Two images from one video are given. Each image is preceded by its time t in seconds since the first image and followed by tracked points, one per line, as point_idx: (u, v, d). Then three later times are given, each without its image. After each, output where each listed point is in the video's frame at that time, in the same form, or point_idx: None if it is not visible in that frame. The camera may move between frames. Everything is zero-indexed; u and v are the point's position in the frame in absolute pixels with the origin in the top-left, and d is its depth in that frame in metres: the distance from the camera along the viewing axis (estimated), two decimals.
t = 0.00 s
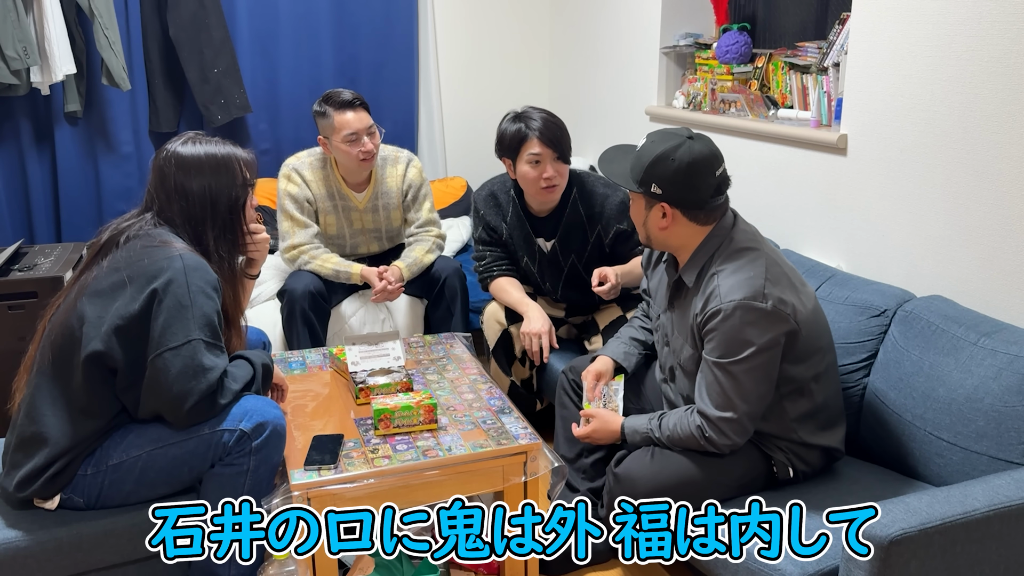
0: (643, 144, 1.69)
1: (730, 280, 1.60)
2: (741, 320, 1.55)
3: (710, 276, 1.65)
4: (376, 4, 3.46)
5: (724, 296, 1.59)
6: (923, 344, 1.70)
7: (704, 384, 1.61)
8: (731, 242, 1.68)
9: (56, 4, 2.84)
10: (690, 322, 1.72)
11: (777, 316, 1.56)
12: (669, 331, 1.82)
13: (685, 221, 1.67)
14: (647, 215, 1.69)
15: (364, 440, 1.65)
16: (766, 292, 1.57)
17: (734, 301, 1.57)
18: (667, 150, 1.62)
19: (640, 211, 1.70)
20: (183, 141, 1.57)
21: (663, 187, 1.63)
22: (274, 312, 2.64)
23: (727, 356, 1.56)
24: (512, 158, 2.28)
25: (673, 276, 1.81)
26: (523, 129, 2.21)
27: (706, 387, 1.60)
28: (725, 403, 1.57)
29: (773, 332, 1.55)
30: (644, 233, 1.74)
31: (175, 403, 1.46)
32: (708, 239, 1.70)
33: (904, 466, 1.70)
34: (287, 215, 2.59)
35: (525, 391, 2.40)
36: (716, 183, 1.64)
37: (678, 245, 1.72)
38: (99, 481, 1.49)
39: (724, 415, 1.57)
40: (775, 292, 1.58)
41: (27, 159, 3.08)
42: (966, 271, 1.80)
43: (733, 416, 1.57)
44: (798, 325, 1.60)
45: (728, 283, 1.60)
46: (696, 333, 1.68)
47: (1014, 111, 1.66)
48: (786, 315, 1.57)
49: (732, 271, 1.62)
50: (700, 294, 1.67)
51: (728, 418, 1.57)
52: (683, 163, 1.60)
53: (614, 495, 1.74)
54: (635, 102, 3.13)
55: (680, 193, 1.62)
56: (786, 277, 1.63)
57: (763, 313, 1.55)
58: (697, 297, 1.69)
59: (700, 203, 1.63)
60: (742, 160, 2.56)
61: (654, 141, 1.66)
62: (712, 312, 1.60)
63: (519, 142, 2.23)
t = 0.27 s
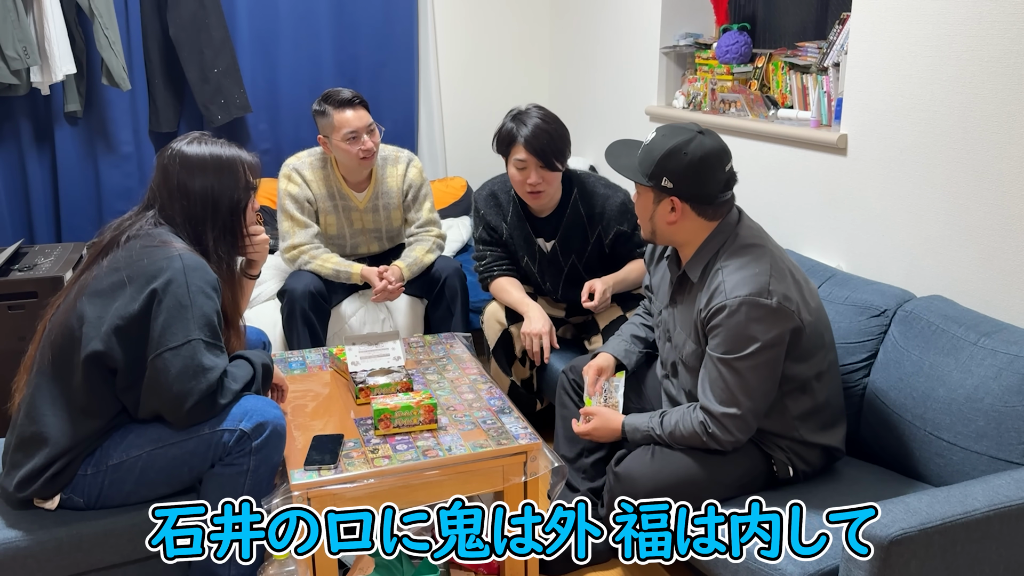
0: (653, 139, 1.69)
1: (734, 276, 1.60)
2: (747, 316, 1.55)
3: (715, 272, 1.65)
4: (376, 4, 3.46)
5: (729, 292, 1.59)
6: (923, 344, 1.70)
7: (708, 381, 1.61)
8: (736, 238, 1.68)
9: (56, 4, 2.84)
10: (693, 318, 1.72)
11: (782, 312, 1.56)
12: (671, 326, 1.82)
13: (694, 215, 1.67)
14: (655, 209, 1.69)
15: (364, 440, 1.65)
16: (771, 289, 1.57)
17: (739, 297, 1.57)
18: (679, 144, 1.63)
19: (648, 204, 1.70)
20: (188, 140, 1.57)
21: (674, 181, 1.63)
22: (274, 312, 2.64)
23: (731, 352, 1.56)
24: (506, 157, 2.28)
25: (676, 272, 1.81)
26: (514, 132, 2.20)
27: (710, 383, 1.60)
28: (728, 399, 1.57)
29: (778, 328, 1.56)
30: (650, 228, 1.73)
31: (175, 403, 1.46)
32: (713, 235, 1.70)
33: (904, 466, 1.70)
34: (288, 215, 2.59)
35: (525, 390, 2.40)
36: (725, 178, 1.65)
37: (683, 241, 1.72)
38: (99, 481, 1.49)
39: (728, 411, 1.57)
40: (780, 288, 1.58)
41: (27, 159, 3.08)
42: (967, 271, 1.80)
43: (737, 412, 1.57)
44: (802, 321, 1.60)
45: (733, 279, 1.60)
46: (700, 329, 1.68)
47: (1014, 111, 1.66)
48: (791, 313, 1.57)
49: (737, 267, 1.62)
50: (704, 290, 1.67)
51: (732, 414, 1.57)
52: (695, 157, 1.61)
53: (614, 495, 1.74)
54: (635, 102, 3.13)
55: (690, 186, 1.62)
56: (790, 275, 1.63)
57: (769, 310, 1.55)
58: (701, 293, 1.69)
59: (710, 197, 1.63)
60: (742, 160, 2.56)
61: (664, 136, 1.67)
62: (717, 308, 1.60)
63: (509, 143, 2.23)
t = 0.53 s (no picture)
0: (654, 141, 1.70)
1: (737, 276, 1.60)
2: (749, 316, 1.56)
3: (717, 271, 1.65)
4: (376, 4, 3.46)
5: (731, 291, 1.59)
6: (923, 344, 1.70)
7: (710, 380, 1.61)
8: (739, 238, 1.68)
9: (56, 4, 2.84)
10: (695, 317, 1.71)
11: (785, 312, 1.56)
12: (672, 326, 1.82)
13: (698, 217, 1.67)
14: (659, 211, 1.68)
15: (364, 440, 1.65)
16: (774, 289, 1.57)
17: (741, 296, 1.57)
18: (683, 146, 1.63)
19: (651, 208, 1.69)
20: (186, 140, 1.57)
21: (679, 182, 1.63)
22: (274, 312, 2.64)
23: (734, 351, 1.57)
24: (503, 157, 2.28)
25: (678, 272, 1.81)
26: (510, 133, 2.21)
27: (713, 382, 1.60)
28: (730, 398, 1.57)
29: (780, 327, 1.56)
30: (653, 230, 1.73)
31: (176, 403, 1.46)
32: (715, 235, 1.70)
33: (904, 466, 1.70)
34: (287, 215, 2.59)
35: (525, 391, 2.40)
36: (728, 180, 1.66)
37: (685, 242, 1.72)
38: (99, 481, 1.49)
39: (730, 410, 1.57)
40: (782, 288, 1.58)
41: (27, 159, 3.08)
42: (966, 271, 1.80)
43: (739, 411, 1.57)
44: (804, 321, 1.60)
45: (735, 279, 1.60)
46: (702, 329, 1.68)
47: (1014, 111, 1.66)
48: (794, 313, 1.57)
49: (739, 267, 1.62)
50: (706, 290, 1.67)
51: (734, 413, 1.57)
52: (700, 158, 1.61)
53: (614, 495, 1.73)
54: (635, 102, 3.13)
55: (695, 188, 1.62)
56: (792, 275, 1.63)
57: (771, 309, 1.56)
58: (704, 293, 1.69)
59: (714, 198, 1.64)
60: (742, 160, 2.56)
61: (667, 138, 1.67)
62: (719, 308, 1.60)
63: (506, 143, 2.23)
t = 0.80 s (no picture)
0: (655, 139, 1.70)
1: (737, 274, 1.60)
2: (748, 314, 1.56)
3: (717, 270, 1.65)
4: (376, 4, 3.46)
5: (731, 289, 1.59)
6: (922, 344, 1.70)
7: (710, 378, 1.61)
8: (739, 236, 1.68)
9: (56, 4, 2.84)
10: (695, 315, 1.71)
11: (784, 310, 1.56)
12: (672, 325, 1.82)
13: (698, 215, 1.67)
14: (658, 209, 1.68)
15: (364, 440, 1.65)
16: (774, 286, 1.57)
17: (741, 294, 1.57)
18: (683, 143, 1.63)
19: (651, 205, 1.69)
20: (185, 140, 1.57)
21: (679, 180, 1.63)
22: (274, 312, 2.64)
23: (733, 349, 1.57)
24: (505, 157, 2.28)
25: (678, 271, 1.81)
26: (515, 129, 2.21)
27: (713, 381, 1.60)
28: (730, 396, 1.57)
29: (780, 325, 1.56)
30: (653, 228, 1.73)
31: (175, 403, 1.46)
32: (715, 234, 1.70)
33: (904, 466, 1.70)
34: (287, 215, 2.59)
35: (525, 391, 2.40)
36: (728, 178, 1.66)
37: (685, 240, 1.72)
38: (99, 481, 1.49)
39: (730, 408, 1.57)
40: (782, 286, 1.58)
41: (27, 159, 3.08)
42: (966, 271, 1.80)
43: (739, 410, 1.57)
44: (803, 319, 1.60)
45: (735, 277, 1.60)
46: (702, 327, 1.68)
47: (1014, 111, 1.66)
48: (794, 311, 1.57)
49: (739, 265, 1.62)
50: (706, 288, 1.67)
51: (734, 411, 1.57)
52: (700, 156, 1.61)
53: (614, 495, 1.73)
54: (635, 102, 3.13)
55: (695, 186, 1.63)
56: (792, 273, 1.63)
57: (771, 307, 1.55)
58: (703, 291, 1.69)
59: (714, 196, 1.64)
60: (742, 160, 2.56)
61: (667, 136, 1.67)
62: (719, 306, 1.60)
63: (512, 142, 2.22)
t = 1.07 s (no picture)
0: (652, 141, 1.70)
1: (736, 274, 1.60)
2: (749, 315, 1.56)
3: (717, 271, 1.65)
4: (376, 4, 3.46)
5: (731, 290, 1.59)
6: (922, 344, 1.70)
7: (710, 379, 1.61)
8: (738, 238, 1.68)
9: (56, 3, 2.84)
10: (695, 316, 1.71)
11: (784, 311, 1.56)
12: (672, 326, 1.82)
13: (697, 216, 1.67)
14: (658, 211, 1.69)
15: (364, 440, 1.65)
16: (773, 287, 1.57)
17: (741, 295, 1.57)
18: (681, 146, 1.63)
19: (650, 208, 1.70)
20: (184, 140, 1.57)
21: (678, 182, 1.63)
22: (274, 312, 2.64)
23: (734, 350, 1.57)
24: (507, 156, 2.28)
25: (677, 273, 1.80)
26: (518, 129, 2.21)
27: (713, 382, 1.60)
28: (731, 397, 1.57)
29: (780, 326, 1.56)
30: (653, 232, 1.73)
31: (175, 403, 1.46)
32: (715, 235, 1.70)
33: (904, 466, 1.70)
34: (287, 215, 2.59)
35: (525, 391, 2.40)
36: (726, 179, 1.66)
37: (685, 241, 1.72)
38: (98, 481, 1.49)
39: (730, 409, 1.57)
40: (781, 286, 1.58)
41: (27, 159, 3.08)
42: (966, 271, 1.80)
43: (739, 410, 1.57)
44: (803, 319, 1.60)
45: (735, 278, 1.60)
46: (702, 328, 1.68)
47: (1014, 111, 1.66)
48: (793, 311, 1.57)
49: (739, 266, 1.62)
50: (706, 289, 1.67)
51: (734, 412, 1.57)
52: (699, 158, 1.61)
53: (614, 495, 1.73)
54: (635, 102, 3.13)
55: (694, 188, 1.62)
56: (792, 274, 1.63)
57: (771, 307, 1.55)
58: (703, 292, 1.69)
59: (713, 197, 1.64)
60: (742, 160, 2.56)
61: (664, 138, 1.67)
62: (719, 307, 1.60)
63: (514, 141, 2.22)
